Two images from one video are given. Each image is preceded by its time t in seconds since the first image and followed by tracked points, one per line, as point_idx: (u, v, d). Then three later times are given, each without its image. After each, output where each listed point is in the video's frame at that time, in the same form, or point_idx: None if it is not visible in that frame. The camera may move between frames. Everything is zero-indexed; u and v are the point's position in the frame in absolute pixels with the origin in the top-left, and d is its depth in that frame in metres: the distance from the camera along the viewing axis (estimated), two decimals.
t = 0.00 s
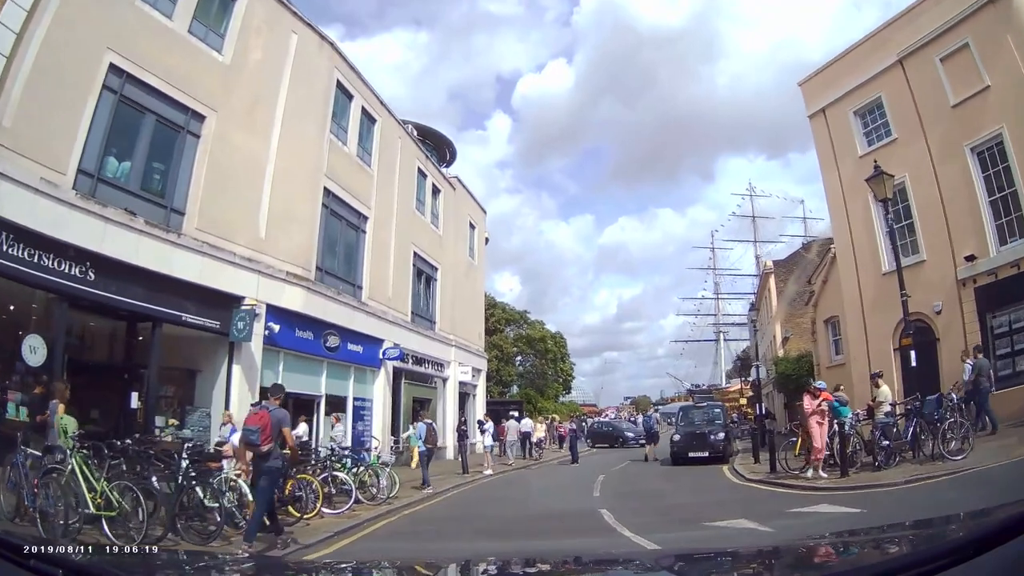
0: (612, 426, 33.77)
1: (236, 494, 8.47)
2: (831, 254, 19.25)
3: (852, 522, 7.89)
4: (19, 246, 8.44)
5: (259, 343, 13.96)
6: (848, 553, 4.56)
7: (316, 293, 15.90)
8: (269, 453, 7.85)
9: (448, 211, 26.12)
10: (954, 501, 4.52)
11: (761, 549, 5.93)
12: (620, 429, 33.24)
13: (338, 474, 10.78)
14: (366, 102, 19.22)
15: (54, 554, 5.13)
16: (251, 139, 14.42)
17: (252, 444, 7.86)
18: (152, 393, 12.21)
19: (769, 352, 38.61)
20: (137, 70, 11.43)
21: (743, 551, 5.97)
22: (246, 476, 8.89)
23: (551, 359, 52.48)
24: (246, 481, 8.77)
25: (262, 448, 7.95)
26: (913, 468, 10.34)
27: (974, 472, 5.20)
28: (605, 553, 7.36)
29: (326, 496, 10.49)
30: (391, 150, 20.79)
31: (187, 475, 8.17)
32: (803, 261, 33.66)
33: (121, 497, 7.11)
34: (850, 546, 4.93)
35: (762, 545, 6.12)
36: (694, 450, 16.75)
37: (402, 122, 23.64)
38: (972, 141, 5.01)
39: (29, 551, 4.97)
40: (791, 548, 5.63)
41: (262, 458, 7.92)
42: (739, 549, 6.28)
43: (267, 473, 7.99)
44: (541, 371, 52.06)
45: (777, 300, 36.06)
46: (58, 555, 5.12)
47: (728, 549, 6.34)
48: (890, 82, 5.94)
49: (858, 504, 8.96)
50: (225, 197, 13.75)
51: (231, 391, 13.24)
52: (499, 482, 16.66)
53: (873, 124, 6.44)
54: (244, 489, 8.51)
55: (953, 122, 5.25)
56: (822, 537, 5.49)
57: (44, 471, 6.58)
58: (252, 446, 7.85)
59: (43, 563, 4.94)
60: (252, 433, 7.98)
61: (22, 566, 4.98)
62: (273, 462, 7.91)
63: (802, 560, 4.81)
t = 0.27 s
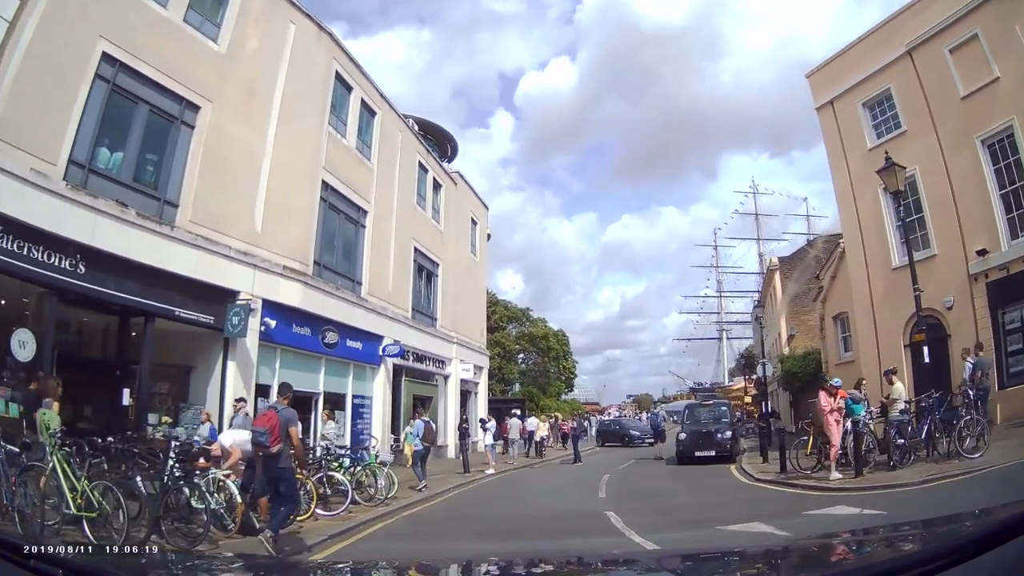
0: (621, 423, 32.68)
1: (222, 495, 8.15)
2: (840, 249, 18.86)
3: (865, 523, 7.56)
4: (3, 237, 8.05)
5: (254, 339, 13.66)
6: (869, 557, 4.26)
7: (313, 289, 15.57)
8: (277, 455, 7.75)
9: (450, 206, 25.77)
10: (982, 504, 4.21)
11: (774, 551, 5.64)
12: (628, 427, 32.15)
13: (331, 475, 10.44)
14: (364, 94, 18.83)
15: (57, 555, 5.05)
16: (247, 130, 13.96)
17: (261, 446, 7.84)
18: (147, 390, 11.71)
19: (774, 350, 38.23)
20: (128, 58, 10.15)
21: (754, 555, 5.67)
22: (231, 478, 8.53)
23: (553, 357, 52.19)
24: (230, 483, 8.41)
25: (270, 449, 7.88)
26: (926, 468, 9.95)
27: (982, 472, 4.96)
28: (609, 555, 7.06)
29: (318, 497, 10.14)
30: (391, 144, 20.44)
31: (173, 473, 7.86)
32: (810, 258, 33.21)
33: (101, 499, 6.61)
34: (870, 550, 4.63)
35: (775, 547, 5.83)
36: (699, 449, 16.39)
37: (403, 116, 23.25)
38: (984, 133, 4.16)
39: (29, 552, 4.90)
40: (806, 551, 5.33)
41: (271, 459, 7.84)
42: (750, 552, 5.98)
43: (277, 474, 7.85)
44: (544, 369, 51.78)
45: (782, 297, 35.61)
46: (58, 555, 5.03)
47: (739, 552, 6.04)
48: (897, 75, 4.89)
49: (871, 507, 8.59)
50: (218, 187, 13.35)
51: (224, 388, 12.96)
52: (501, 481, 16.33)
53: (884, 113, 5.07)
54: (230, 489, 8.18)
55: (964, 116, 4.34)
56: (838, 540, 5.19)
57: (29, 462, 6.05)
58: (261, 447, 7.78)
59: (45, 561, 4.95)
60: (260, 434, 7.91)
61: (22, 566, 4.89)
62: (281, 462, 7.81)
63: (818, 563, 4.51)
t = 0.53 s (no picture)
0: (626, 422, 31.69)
1: (210, 496, 7.66)
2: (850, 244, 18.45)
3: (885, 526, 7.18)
4: None
5: (249, 331, 13.27)
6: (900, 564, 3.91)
7: (311, 281, 15.22)
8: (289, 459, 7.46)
9: (452, 199, 25.38)
10: (1022, 507, 3.86)
11: (791, 555, 5.29)
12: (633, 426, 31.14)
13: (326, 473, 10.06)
14: (365, 84, 18.47)
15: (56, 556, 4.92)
16: (241, 118, 13.76)
17: (274, 448, 7.51)
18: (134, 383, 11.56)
19: (778, 347, 37.83)
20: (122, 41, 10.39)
21: (769, 558, 5.32)
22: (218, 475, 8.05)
23: (555, 353, 51.82)
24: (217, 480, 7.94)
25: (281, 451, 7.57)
26: (945, 468, 9.53)
27: None
28: (614, 556, 6.73)
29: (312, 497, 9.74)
30: (392, 135, 20.08)
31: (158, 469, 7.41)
32: (816, 254, 32.79)
33: (77, 497, 6.28)
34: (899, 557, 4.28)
35: (790, 549, 5.48)
36: (705, 448, 16.03)
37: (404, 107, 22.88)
38: (997, 126, 6.20)
39: (29, 551, 4.81)
40: (826, 553, 4.98)
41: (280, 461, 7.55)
42: (765, 555, 5.61)
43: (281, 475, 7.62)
44: (545, 366, 51.42)
45: (788, 294, 35.20)
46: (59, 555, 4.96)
47: (753, 555, 5.68)
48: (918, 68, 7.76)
49: (888, 510, 8.22)
50: (213, 176, 13.04)
51: (218, 382, 12.61)
52: (502, 479, 15.98)
53: (892, 105, 9.51)
54: (217, 490, 7.71)
55: (974, 101, 6.45)
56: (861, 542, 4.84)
57: None
58: (274, 448, 7.47)
59: (43, 563, 4.81)
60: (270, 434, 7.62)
61: (22, 566, 4.82)
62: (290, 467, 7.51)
63: (840, 567, 4.18)
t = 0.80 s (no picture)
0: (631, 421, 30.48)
1: (195, 498, 7.18)
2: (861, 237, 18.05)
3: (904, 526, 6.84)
4: None
5: (243, 326, 12.90)
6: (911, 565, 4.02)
7: (308, 274, 14.85)
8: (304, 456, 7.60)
9: (454, 192, 25.00)
10: None
11: (804, 557, 4.97)
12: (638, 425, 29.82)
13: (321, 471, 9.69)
14: (364, 74, 18.10)
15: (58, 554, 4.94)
16: (237, 107, 13.42)
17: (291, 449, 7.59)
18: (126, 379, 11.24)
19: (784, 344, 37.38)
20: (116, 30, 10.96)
21: (783, 560, 4.99)
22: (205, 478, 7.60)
23: (558, 350, 51.43)
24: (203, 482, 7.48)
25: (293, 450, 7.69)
26: (964, 466, 9.15)
27: None
28: (618, 556, 6.42)
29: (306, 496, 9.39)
30: (393, 126, 19.68)
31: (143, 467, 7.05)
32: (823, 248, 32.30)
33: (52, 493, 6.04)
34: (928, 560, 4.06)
35: (803, 551, 5.16)
36: (713, 446, 15.67)
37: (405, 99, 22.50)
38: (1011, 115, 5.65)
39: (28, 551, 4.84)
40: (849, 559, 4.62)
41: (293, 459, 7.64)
42: (778, 557, 5.27)
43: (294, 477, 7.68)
44: (548, 362, 51.06)
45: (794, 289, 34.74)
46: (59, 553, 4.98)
47: (762, 556, 5.36)
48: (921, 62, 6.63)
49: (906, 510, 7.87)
50: (209, 166, 12.70)
51: (212, 378, 12.23)
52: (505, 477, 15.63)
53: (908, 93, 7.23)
54: (204, 491, 7.23)
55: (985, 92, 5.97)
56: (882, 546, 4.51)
57: None
58: (291, 447, 7.56)
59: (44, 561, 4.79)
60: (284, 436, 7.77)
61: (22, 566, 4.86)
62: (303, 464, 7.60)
63: (868, 572, 3.82)
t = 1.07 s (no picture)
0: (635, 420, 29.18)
1: (182, 499, 6.76)
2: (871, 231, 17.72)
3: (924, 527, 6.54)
4: None
5: (240, 322, 12.62)
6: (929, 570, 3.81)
7: (307, 268, 14.57)
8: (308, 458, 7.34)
9: (456, 187, 24.71)
10: None
11: (820, 559, 4.72)
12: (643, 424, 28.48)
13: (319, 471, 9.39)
14: (364, 65, 17.78)
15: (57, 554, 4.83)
16: (234, 97, 13.12)
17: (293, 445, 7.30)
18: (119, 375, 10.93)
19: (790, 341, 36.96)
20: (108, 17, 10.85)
21: (798, 563, 4.74)
22: (192, 478, 7.15)
23: (561, 347, 51.04)
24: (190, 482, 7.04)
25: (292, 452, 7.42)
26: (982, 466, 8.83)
27: None
28: (624, 557, 6.17)
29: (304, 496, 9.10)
30: (394, 119, 19.38)
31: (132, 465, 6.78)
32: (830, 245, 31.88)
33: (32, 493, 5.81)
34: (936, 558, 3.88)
35: (819, 553, 4.90)
36: (721, 444, 15.37)
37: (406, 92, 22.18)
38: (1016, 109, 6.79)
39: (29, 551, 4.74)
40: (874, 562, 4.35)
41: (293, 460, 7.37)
42: (791, 559, 5.03)
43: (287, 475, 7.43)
44: (551, 360, 50.66)
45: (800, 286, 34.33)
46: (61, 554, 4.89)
47: (775, 558, 5.10)
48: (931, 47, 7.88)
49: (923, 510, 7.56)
50: (205, 157, 12.41)
51: (208, 375, 11.93)
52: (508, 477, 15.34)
53: (911, 87, 10.75)
54: (191, 492, 6.81)
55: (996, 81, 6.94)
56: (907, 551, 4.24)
57: None
58: (295, 446, 7.32)
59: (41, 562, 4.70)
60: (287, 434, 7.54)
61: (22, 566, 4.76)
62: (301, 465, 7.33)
63: None
